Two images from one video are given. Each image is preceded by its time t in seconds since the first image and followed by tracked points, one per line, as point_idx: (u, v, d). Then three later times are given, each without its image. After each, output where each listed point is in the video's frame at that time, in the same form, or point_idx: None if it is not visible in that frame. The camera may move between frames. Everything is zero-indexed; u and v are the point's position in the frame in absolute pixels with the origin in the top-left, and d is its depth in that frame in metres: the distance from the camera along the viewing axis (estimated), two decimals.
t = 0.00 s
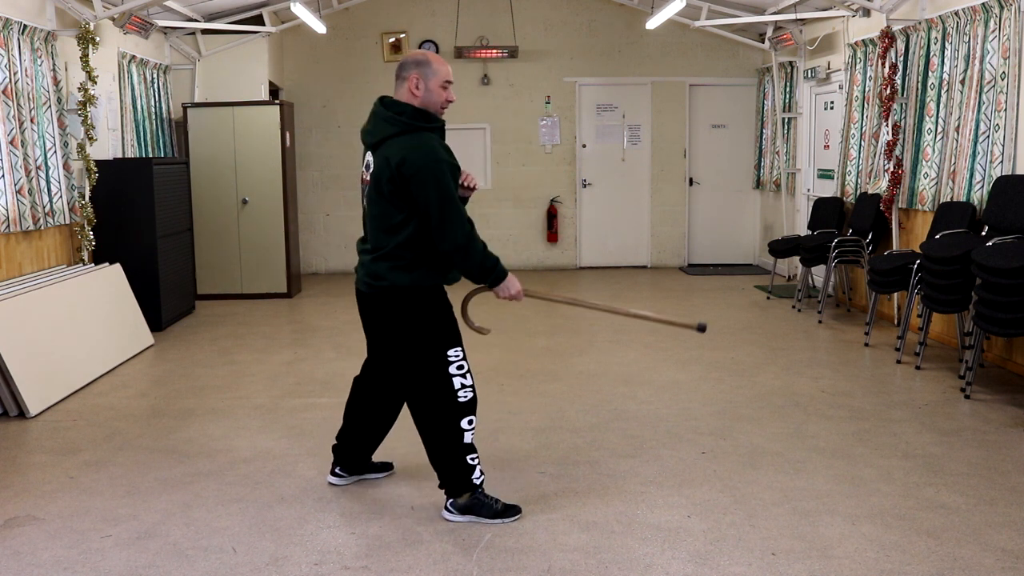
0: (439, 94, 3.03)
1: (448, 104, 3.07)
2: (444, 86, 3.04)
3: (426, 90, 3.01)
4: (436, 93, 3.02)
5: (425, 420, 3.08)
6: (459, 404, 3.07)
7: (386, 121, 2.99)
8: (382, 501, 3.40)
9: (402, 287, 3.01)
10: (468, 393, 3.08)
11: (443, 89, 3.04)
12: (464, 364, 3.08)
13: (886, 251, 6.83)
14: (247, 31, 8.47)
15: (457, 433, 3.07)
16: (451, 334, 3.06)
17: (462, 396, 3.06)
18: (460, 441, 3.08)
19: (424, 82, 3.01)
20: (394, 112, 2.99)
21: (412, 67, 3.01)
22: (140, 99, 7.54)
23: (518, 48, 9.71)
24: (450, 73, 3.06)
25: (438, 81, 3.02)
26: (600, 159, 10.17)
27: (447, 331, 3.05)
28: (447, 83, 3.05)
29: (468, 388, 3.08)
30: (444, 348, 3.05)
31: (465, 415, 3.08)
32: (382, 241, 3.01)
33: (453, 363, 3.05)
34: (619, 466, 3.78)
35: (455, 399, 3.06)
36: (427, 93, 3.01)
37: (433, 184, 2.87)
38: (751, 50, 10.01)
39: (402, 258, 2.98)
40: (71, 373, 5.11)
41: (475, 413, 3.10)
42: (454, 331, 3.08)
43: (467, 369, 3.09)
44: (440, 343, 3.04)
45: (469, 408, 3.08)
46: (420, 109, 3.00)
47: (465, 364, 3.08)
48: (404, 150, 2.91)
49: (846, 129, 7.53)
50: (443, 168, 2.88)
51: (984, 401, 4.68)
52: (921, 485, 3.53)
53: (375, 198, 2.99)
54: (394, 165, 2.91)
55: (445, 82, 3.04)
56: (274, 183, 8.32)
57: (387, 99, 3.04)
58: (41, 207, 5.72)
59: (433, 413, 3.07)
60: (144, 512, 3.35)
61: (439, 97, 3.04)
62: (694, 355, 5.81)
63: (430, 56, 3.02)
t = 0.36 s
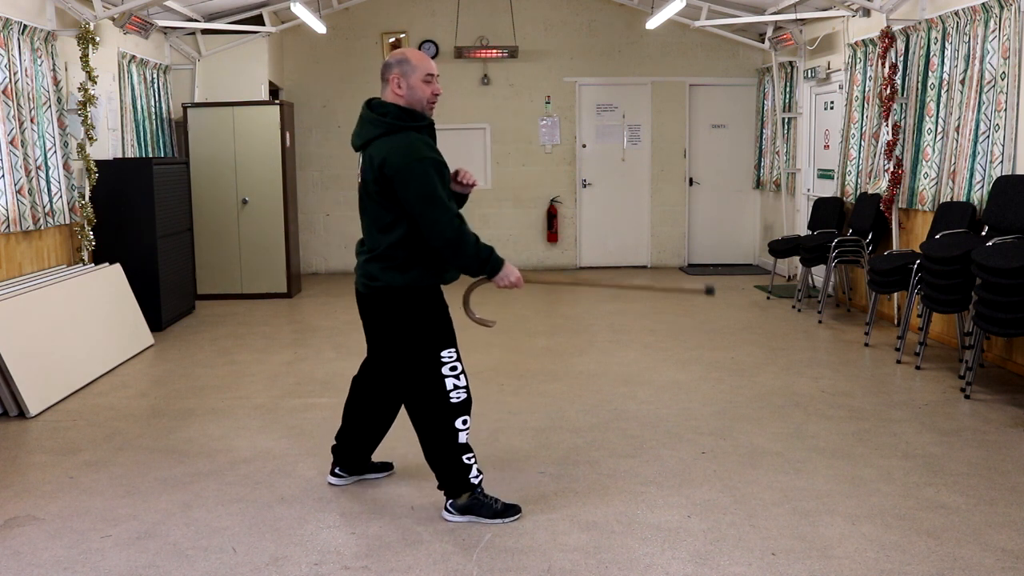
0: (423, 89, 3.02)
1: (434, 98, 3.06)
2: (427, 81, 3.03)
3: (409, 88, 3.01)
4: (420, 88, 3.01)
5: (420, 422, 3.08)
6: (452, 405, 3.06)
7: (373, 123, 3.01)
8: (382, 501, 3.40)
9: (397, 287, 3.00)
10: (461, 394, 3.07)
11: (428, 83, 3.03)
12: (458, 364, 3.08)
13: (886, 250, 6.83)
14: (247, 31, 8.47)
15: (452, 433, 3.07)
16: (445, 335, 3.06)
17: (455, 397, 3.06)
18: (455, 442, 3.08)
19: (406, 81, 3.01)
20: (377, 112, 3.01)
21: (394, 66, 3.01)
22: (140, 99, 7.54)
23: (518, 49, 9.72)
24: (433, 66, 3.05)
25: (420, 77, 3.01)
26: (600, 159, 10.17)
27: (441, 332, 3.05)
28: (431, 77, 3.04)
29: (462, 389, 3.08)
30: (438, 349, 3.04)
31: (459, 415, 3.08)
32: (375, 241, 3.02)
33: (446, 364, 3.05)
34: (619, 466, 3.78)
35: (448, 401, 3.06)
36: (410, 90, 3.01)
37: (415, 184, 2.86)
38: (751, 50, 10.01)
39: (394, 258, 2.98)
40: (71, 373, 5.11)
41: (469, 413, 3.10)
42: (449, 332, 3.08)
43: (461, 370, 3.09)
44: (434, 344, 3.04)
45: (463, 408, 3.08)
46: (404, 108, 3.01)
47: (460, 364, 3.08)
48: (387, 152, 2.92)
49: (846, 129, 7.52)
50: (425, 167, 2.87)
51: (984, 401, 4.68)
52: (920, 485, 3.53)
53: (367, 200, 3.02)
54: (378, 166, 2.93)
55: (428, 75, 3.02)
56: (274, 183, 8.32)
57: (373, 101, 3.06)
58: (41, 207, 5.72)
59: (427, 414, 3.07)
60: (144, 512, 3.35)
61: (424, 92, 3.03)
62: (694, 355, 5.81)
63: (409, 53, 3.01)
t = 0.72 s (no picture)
0: (407, 86, 3.00)
1: (422, 93, 3.04)
2: (411, 78, 3.01)
3: (393, 88, 3.01)
4: (404, 87, 3.00)
5: (416, 424, 3.09)
6: (447, 406, 3.06)
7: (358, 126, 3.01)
8: (382, 501, 3.40)
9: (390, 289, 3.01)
10: (456, 395, 3.07)
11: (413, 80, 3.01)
12: (452, 365, 3.08)
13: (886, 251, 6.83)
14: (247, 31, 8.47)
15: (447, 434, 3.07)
16: (440, 336, 3.06)
17: (450, 397, 3.06)
18: (451, 442, 3.08)
19: (390, 81, 3.00)
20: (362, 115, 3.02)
21: (378, 68, 3.01)
22: (140, 99, 7.54)
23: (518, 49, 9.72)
24: (417, 61, 3.02)
25: (402, 76, 3.00)
26: (600, 159, 10.17)
27: (438, 333, 3.05)
28: (415, 72, 3.01)
29: (456, 389, 3.08)
30: (433, 350, 3.05)
31: (455, 415, 3.08)
32: (368, 242, 3.03)
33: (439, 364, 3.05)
34: (619, 466, 3.78)
35: (443, 401, 3.06)
36: (394, 91, 3.01)
37: (382, 186, 2.80)
38: (751, 50, 10.01)
39: (385, 259, 2.99)
40: (71, 373, 5.11)
41: (465, 413, 3.10)
42: (445, 334, 3.08)
43: (456, 370, 3.08)
44: (429, 346, 3.04)
45: (457, 408, 3.08)
46: (389, 109, 3.02)
47: (455, 365, 3.08)
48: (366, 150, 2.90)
49: (846, 129, 7.53)
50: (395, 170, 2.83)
51: (984, 401, 4.68)
52: (920, 485, 3.53)
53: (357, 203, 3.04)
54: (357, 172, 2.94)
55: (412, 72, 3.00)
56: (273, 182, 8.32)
57: (359, 106, 3.08)
58: (42, 207, 5.72)
59: (424, 414, 3.07)
60: (144, 512, 3.35)
61: (408, 90, 3.01)
62: (694, 356, 5.81)
63: (390, 52, 3.00)
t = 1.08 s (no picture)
0: (407, 80, 3.01)
1: (421, 87, 3.04)
2: (409, 73, 3.01)
3: (393, 84, 3.00)
4: (404, 81, 3.00)
5: (416, 424, 3.09)
6: (447, 406, 3.06)
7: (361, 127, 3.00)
8: (382, 501, 3.40)
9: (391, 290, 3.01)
10: (456, 395, 3.07)
11: (411, 75, 3.01)
12: (452, 365, 3.08)
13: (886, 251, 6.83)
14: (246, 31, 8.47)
15: (447, 433, 3.07)
16: (440, 336, 3.06)
17: (450, 397, 3.06)
18: (451, 442, 3.08)
19: (389, 78, 3.00)
20: (364, 117, 3.02)
21: (375, 68, 3.01)
22: (140, 99, 7.54)
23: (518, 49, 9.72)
24: (414, 56, 3.04)
25: (400, 71, 3.00)
26: (600, 159, 10.17)
27: (437, 333, 3.05)
28: (412, 67, 3.02)
29: (456, 389, 3.08)
30: (433, 350, 3.05)
31: (455, 415, 3.08)
32: (369, 242, 3.02)
33: (439, 364, 3.05)
34: (619, 466, 3.78)
35: (443, 401, 3.06)
36: (394, 87, 3.00)
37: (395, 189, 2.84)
38: (751, 50, 10.00)
39: (386, 258, 2.99)
40: (71, 373, 5.11)
41: (464, 412, 3.10)
42: (445, 334, 3.08)
43: (456, 371, 3.08)
44: (428, 346, 3.04)
45: (457, 408, 3.08)
46: (390, 108, 3.00)
47: (455, 365, 3.08)
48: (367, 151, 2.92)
49: (846, 129, 7.53)
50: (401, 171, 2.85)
51: (984, 401, 4.68)
52: (920, 485, 3.53)
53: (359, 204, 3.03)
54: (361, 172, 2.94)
55: (409, 66, 3.01)
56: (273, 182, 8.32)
57: (361, 109, 3.07)
58: (41, 207, 5.72)
59: (423, 415, 3.07)
60: (144, 512, 3.35)
61: (408, 84, 3.01)
62: (694, 355, 5.81)
63: (386, 50, 3.01)
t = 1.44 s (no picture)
0: (401, 79, 3.01)
1: (415, 87, 3.05)
2: (403, 73, 3.02)
3: (387, 84, 3.00)
4: (398, 81, 3.01)
5: (416, 424, 3.09)
6: (447, 406, 3.07)
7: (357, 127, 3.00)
8: (382, 501, 3.40)
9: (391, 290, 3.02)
10: (456, 394, 3.07)
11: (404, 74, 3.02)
12: (452, 364, 3.08)
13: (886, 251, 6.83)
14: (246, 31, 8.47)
15: (446, 433, 3.07)
16: (440, 336, 3.06)
17: (450, 397, 3.06)
18: (451, 441, 3.08)
19: (382, 78, 3.00)
20: (360, 118, 3.02)
21: (368, 69, 3.01)
22: (140, 99, 7.54)
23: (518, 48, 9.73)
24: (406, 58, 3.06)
25: (394, 70, 3.01)
26: (600, 159, 10.17)
27: (437, 333, 3.05)
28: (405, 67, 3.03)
29: (456, 389, 3.08)
30: (433, 350, 3.05)
31: (454, 415, 3.08)
32: (369, 241, 3.03)
33: (439, 364, 3.05)
34: (619, 466, 3.78)
35: (443, 401, 3.06)
36: (388, 87, 3.01)
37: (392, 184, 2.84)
38: (751, 50, 10.00)
39: (386, 258, 2.99)
40: (71, 373, 5.11)
41: (464, 412, 3.10)
42: (445, 334, 3.08)
43: (456, 371, 3.08)
44: (428, 346, 3.04)
45: (457, 408, 3.08)
46: (385, 108, 3.01)
47: (455, 365, 3.08)
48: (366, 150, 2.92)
49: (846, 129, 7.52)
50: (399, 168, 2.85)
51: (984, 401, 4.68)
52: (920, 485, 3.53)
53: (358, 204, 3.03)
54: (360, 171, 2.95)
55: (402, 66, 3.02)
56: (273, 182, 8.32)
57: (356, 109, 3.06)
58: (41, 207, 5.72)
59: (423, 415, 3.07)
60: (144, 512, 3.35)
61: (402, 83, 3.02)
62: (694, 355, 5.81)
63: (378, 52, 3.03)
